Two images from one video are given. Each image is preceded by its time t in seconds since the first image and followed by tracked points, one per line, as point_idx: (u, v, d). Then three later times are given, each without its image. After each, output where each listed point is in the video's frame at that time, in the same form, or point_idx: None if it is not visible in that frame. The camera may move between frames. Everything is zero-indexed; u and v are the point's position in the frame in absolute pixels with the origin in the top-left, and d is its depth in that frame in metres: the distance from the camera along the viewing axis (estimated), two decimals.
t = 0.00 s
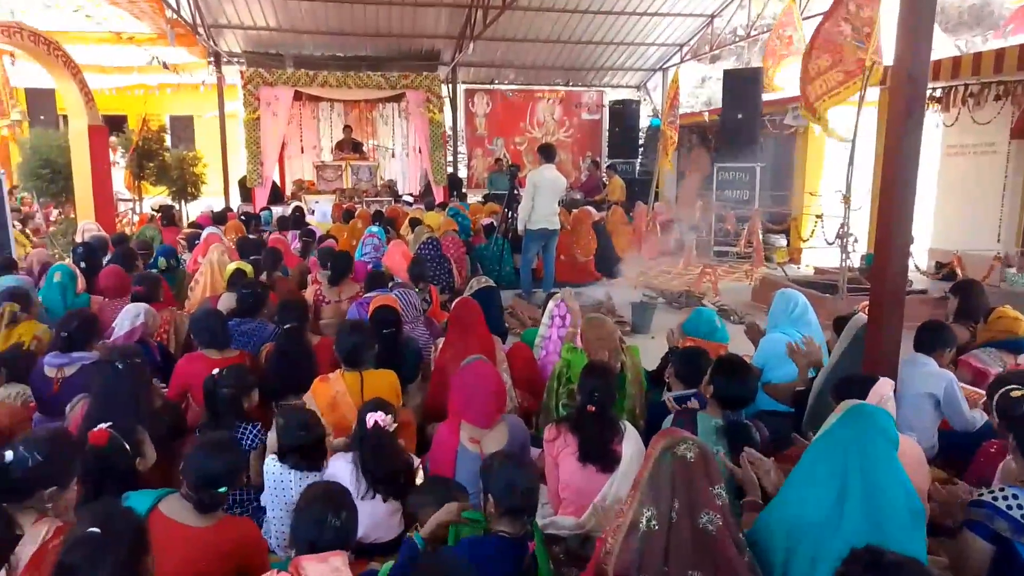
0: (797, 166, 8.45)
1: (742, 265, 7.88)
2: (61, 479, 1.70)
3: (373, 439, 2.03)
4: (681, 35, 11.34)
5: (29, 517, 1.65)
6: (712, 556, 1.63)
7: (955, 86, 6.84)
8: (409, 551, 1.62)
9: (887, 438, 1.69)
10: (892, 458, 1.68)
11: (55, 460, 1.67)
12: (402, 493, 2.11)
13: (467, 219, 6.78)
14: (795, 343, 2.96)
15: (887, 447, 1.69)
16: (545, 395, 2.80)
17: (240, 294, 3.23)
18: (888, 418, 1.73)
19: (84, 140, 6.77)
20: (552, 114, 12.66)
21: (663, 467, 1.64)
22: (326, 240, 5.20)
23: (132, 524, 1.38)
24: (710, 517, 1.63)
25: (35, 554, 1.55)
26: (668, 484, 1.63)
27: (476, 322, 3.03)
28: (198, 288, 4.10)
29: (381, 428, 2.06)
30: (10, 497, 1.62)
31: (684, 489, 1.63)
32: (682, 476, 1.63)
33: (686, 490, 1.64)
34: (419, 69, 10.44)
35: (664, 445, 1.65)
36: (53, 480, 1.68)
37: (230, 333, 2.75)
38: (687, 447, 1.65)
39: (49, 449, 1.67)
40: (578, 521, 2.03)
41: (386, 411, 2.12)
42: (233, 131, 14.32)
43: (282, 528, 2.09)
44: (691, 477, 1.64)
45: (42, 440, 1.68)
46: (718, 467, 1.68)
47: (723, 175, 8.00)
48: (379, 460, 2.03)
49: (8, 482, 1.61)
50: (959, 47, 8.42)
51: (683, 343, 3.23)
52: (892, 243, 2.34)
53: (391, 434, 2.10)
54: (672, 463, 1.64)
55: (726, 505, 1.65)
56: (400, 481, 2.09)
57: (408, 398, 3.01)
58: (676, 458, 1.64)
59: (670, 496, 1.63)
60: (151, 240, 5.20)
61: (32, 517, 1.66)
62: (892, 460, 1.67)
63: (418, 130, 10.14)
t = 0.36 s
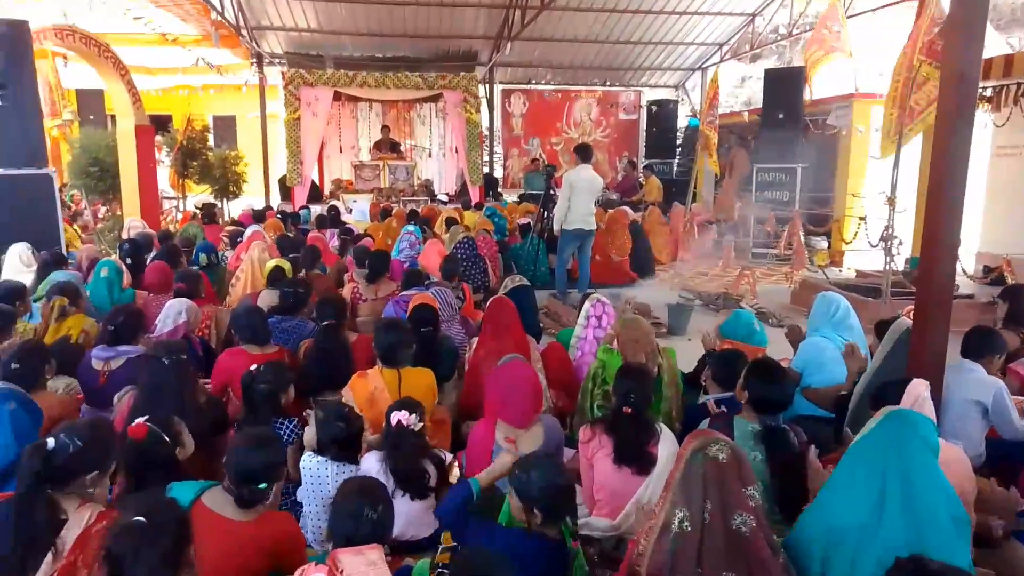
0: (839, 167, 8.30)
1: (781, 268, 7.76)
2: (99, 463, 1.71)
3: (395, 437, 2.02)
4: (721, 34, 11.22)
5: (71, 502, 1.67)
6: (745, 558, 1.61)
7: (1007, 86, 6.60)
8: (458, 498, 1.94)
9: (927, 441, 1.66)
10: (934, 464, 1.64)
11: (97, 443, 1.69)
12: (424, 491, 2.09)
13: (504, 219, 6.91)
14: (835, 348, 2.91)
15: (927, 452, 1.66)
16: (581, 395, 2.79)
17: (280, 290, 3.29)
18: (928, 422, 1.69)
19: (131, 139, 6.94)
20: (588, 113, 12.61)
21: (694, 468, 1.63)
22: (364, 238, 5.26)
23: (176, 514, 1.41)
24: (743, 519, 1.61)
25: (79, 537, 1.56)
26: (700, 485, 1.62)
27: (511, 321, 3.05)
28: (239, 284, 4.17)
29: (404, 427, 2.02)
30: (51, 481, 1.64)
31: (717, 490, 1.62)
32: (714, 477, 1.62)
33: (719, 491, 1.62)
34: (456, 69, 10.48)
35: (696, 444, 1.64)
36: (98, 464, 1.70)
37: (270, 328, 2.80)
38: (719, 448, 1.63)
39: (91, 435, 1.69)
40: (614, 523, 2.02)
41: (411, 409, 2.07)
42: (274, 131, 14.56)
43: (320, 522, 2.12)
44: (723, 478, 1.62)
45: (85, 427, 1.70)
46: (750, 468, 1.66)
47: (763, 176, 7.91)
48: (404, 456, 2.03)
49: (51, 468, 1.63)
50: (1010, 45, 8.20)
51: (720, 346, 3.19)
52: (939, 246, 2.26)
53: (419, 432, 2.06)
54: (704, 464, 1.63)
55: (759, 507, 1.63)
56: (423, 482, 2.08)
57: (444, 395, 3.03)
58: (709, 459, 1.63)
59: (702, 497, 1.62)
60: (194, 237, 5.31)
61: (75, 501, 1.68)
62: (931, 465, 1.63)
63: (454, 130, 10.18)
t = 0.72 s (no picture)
0: (874, 165, 8.15)
1: (814, 267, 7.64)
2: (133, 450, 1.75)
3: (423, 429, 2.03)
4: (754, 30, 11.07)
5: (106, 487, 1.69)
6: (773, 554, 1.59)
7: None
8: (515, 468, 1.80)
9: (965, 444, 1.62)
10: (973, 469, 1.60)
11: (129, 423, 1.74)
12: (440, 490, 2.09)
13: (536, 218, 6.89)
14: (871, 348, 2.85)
15: (963, 455, 1.61)
16: (609, 394, 2.78)
17: (312, 286, 3.32)
18: (966, 425, 1.65)
19: (167, 137, 7.06)
20: (618, 111, 12.64)
21: (720, 463, 1.61)
22: (394, 235, 5.30)
23: (212, 504, 1.44)
24: (770, 514, 1.60)
25: (116, 521, 1.62)
26: (725, 481, 1.60)
27: (540, 317, 3.03)
28: (271, 280, 4.23)
29: (423, 422, 2.06)
30: (88, 467, 1.69)
31: (743, 486, 1.60)
32: (740, 473, 1.60)
33: (745, 486, 1.60)
34: (486, 67, 10.49)
35: (721, 440, 1.62)
36: (131, 449, 1.74)
37: (301, 323, 2.83)
38: (744, 443, 1.61)
39: (121, 420, 1.74)
40: (643, 522, 2.01)
41: (432, 405, 2.10)
42: (307, 129, 14.71)
43: (351, 518, 2.14)
44: (750, 473, 1.60)
45: (115, 414, 1.75)
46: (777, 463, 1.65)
47: (796, 173, 7.60)
48: (420, 448, 2.02)
49: (87, 455, 1.67)
50: None
51: (753, 346, 3.16)
52: (980, 245, 2.20)
53: (441, 428, 2.10)
54: (730, 459, 1.61)
55: (786, 502, 1.62)
56: (438, 479, 2.07)
57: (473, 392, 3.04)
58: (734, 453, 1.61)
59: (728, 492, 1.60)
60: (228, 234, 5.39)
61: (109, 486, 1.69)
62: (969, 467, 1.59)
63: (484, 128, 10.19)
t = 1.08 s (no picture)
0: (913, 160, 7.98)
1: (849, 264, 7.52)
2: (176, 442, 1.79)
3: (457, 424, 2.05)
4: (789, 23, 10.90)
5: (148, 478, 1.73)
6: (800, 548, 1.58)
7: None
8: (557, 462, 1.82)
9: (1002, 446, 1.58)
10: (1010, 471, 1.56)
11: (171, 422, 1.76)
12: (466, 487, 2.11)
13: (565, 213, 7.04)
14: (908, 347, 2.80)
15: (1000, 457, 1.58)
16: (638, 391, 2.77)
17: (344, 281, 3.35)
18: (1004, 427, 1.62)
19: (202, 133, 7.17)
20: (649, 106, 12.52)
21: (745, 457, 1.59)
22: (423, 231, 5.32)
23: (245, 496, 1.45)
24: (796, 507, 1.58)
25: (156, 513, 1.62)
26: (751, 475, 1.58)
27: (568, 313, 3.03)
28: (303, 274, 4.27)
29: (460, 417, 2.05)
30: (126, 459, 1.71)
31: (768, 479, 1.58)
32: (765, 466, 1.58)
33: (771, 480, 1.58)
34: (517, 62, 10.49)
35: (746, 435, 1.61)
36: (172, 441, 1.76)
37: (332, 318, 2.86)
38: (768, 437, 1.60)
39: (163, 412, 1.77)
40: (671, 520, 2.00)
41: (469, 399, 2.09)
42: (338, 126, 14.85)
43: (381, 511, 2.16)
44: (775, 466, 1.58)
45: (157, 406, 1.78)
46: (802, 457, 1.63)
47: (831, 169, 7.58)
48: (454, 441, 2.05)
49: (130, 446, 1.70)
50: None
51: (784, 343, 3.11)
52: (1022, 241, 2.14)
53: (479, 423, 2.08)
54: (754, 454, 1.59)
55: (812, 496, 1.60)
56: (465, 475, 2.08)
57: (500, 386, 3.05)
58: (759, 448, 1.59)
59: (753, 486, 1.58)
60: (260, 228, 5.46)
61: (151, 478, 1.74)
62: (1007, 470, 1.55)
63: (514, 123, 10.18)
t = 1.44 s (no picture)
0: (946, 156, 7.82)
1: (880, 262, 7.38)
2: (209, 442, 1.81)
3: (481, 419, 2.07)
4: (819, 17, 10.75)
5: (181, 477, 1.75)
6: (828, 548, 1.56)
7: None
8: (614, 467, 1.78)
9: None
10: None
11: (207, 425, 1.81)
12: (490, 482, 2.10)
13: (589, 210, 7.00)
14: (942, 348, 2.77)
15: None
16: (664, 390, 2.75)
17: (370, 278, 3.38)
18: None
19: (231, 132, 7.27)
20: (676, 102, 12.31)
21: (771, 456, 1.57)
22: (449, 228, 5.35)
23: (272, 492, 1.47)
24: (825, 506, 1.56)
25: (186, 513, 1.66)
26: (778, 473, 1.56)
27: (592, 311, 3.02)
28: (330, 271, 4.32)
29: (486, 412, 2.07)
30: (163, 457, 1.73)
31: (796, 478, 1.56)
32: (792, 464, 1.56)
33: (798, 479, 1.56)
34: (542, 59, 10.46)
35: (772, 434, 1.58)
36: (205, 439, 1.78)
37: (359, 315, 2.88)
38: (795, 435, 1.58)
39: (200, 414, 1.81)
40: (696, 519, 1.98)
41: (494, 395, 2.11)
42: (364, 124, 14.94)
43: (406, 507, 2.17)
44: (802, 465, 1.57)
45: (194, 406, 1.83)
46: (828, 456, 1.61)
47: (862, 165, 7.52)
48: (480, 437, 2.07)
49: (166, 444, 1.73)
50: None
51: (812, 342, 3.07)
52: None
53: (503, 419, 2.09)
54: (781, 452, 1.57)
55: (840, 496, 1.59)
56: (488, 470, 2.09)
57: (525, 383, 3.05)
58: (785, 447, 1.57)
59: (780, 485, 1.56)
60: (288, 226, 5.52)
61: (183, 478, 1.76)
62: None
63: (539, 120, 10.16)
